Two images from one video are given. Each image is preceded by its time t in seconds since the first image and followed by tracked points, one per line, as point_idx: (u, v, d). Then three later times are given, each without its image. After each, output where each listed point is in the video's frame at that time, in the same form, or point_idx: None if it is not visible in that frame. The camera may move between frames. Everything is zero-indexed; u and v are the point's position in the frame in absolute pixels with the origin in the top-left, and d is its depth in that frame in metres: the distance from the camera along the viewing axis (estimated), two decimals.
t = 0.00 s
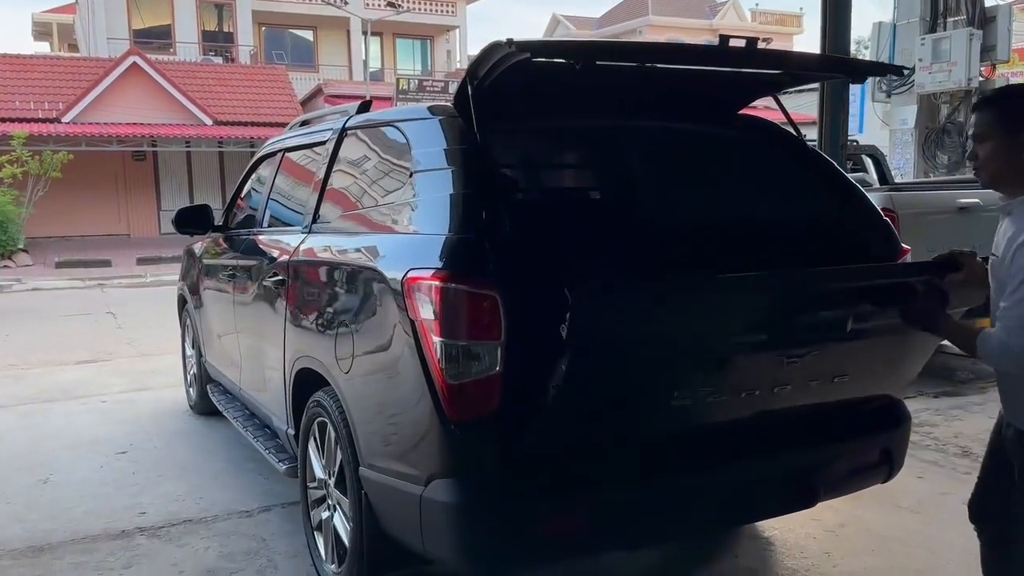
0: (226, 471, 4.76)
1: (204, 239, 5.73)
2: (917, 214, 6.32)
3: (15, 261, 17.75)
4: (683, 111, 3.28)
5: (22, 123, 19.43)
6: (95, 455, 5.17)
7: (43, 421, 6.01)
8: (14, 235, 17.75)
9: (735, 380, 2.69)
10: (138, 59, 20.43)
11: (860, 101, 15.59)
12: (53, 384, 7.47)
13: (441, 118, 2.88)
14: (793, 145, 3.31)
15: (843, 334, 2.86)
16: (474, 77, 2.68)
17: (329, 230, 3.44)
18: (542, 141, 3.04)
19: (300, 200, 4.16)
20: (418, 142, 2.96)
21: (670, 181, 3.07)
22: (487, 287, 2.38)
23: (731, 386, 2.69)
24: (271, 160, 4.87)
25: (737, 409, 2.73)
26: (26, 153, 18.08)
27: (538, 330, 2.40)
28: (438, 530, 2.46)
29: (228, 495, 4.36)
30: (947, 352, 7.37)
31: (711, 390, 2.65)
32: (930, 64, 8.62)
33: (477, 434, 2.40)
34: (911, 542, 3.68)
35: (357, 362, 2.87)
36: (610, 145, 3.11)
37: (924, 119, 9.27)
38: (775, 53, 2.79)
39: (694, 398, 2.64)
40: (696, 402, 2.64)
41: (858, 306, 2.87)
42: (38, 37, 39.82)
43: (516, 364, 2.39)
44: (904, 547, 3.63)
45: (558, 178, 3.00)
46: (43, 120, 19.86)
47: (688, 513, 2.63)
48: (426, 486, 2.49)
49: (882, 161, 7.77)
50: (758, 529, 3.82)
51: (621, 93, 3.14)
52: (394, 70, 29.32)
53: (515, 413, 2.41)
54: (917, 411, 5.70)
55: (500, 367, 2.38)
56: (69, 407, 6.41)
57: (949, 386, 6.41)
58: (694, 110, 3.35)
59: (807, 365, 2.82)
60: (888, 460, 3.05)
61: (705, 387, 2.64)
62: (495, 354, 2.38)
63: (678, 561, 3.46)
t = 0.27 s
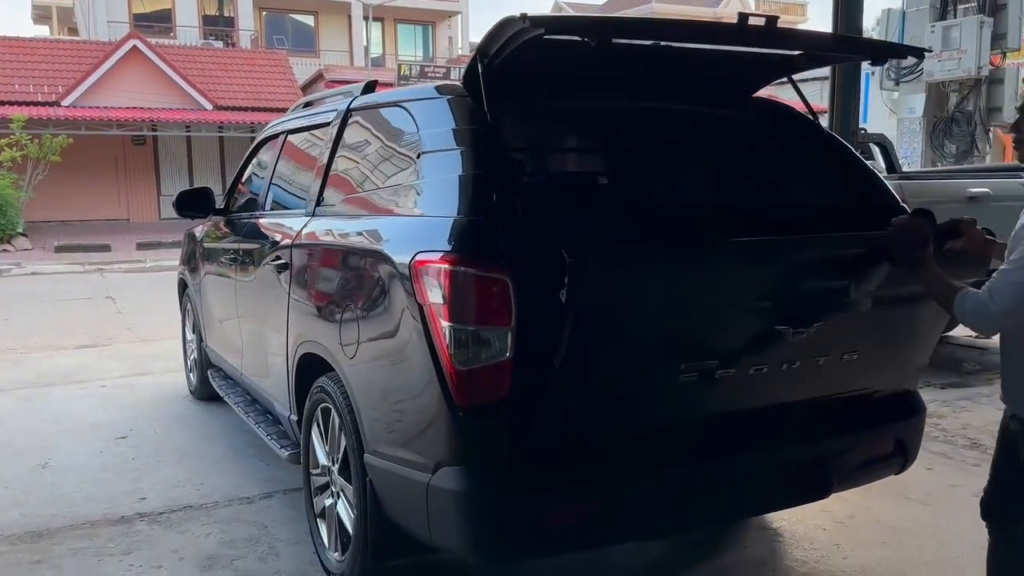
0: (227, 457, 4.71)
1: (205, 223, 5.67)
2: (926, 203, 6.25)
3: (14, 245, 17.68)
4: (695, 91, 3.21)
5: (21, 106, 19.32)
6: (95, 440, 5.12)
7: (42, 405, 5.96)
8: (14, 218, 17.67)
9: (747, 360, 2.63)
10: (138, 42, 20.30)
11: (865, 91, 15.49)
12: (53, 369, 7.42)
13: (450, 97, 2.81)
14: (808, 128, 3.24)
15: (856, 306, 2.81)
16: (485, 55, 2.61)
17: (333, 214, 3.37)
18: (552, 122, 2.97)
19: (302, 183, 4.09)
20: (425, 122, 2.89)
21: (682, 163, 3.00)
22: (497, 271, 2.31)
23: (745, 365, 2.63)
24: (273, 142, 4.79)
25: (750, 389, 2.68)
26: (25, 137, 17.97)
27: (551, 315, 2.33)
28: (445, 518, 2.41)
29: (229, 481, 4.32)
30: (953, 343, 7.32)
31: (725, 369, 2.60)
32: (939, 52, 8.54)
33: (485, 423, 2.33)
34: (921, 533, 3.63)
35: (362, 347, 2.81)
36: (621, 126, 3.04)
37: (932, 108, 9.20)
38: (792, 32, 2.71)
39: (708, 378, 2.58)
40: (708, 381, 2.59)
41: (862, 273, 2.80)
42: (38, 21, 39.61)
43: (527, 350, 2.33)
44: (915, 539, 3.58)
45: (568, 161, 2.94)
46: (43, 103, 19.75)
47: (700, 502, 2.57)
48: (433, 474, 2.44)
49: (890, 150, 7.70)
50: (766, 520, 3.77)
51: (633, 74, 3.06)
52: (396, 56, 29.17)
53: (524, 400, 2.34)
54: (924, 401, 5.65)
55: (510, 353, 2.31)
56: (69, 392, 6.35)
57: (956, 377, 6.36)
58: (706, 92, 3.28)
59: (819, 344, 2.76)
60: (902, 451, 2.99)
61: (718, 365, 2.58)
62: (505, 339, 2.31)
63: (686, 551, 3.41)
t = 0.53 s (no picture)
0: (227, 446, 4.63)
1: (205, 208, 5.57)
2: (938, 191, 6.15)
3: (13, 230, 17.56)
4: (712, 73, 3.11)
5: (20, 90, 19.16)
6: (94, 428, 5.03)
7: (40, 393, 5.87)
8: (13, 203, 17.55)
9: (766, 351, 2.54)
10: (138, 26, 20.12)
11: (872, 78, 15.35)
12: (51, 355, 7.33)
13: (459, 77, 2.70)
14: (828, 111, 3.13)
15: (878, 293, 2.68)
16: (496, 33, 2.49)
17: (337, 199, 3.27)
18: (565, 104, 2.86)
19: (304, 167, 3.98)
20: (433, 103, 2.78)
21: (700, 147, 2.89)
22: (511, 258, 2.21)
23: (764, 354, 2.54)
24: (274, 126, 4.69)
25: (769, 380, 2.59)
26: (24, 121, 17.83)
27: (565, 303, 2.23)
28: (455, 514, 2.32)
29: (229, 471, 4.23)
30: (963, 334, 7.23)
31: (745, 360, 2.52)
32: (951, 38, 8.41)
33: (497, 416, 2.23)
34: (937, 529, 3.54)
35: (368, 336, 2.71)
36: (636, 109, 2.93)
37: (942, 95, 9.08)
38: (816, 11, 2.60)
39: (727, 368, 2.49)
40: (726, 371, 2.50)
41: (884, 256, 2.66)
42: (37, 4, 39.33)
43: (541, 341, 2.23)
44: (931, 535, 3.50)
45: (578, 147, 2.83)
46: (42, 87, 19.60)
47: (716, 500, 2.48)
48: (442, 469, 2.35)
49: (900, 137, 7.59)
50: (779, 515, 3.68)
51: (648, 56, 2.95)
52: (397, 41, 28.97)
53: (538, 393, 2.25)
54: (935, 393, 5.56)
55: (523, 345, 2.22)
56: (67, 379, 6.27)
57: (966, 368, 6.27)
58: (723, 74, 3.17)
59: (840, 334, 2.66)
60: (923, 446, 2.90)
61: (736, 355, 2.50)
62: (518, 329, 2.22)
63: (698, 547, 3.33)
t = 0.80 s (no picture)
0: (229, 437, 4.55)
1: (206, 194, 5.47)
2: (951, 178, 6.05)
3: (13, 217, 17.44)
4: (729, 56, 3.00)
5: (18, 75, 19.01)
6: (93, 418, 4.95)
7: (40, 382, 5.80)
8: (12, 189, 17.44)
9: (788, 343, 2.45)
10: (137, 10, 19.95)
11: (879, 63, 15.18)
12: (51, 344, 7.25)
13: (468, 59, 2.59)
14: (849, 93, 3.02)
15: (904, 284, 2.58)
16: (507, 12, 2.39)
17: (341, 185, 3.17)
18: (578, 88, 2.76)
19: (306, 153, 3.88)
20: (440, 86, 2.68)
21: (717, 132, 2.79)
22: (525, 248, 2.12)
23: (785, 347, 2.45)
24: (275, 111, 4.58)
25: (790, 374, 2.50)
26: (23, 106, 17.68)
27: (582, 296, 2.15)
28: (466, 512, 2.23)
29: (231, 464, 4.15)
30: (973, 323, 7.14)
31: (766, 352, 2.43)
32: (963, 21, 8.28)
33: (510, 413, 2.15)
34: (956, 524, 3.47)
35: (374, 328, 2.62)
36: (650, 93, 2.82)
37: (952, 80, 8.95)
38: None
39: (747, 361, 2.40)
40: (746, 364, 2.41)
41: (911, 247, 2.58)
42: None
43: (557, 334, 2.14)
44: (950, 530, 3.42)
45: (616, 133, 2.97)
46: (40, 72, 19.44)
47: (736, 497, 2.40)
48: (452, 466, 2.26)
49: (911, 123, 7.48)
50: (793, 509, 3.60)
51: (664, 37, 2.85)
52: (398, 26, 28.77)
53: (552, 388, 2.16)
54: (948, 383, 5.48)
55: (537, 338, 2.13)
56: (66, 368, 6.19)
57: (978, 358, 6.19)
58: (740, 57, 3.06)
59: (864, 325, 2.56)
60: (946, 442, 2.81)
61: (757, 347, 2.41)
62: (531, 322, 2.13)
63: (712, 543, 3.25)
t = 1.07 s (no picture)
0: (231, 428, 4.49)
1: (206, 181, 5.39)
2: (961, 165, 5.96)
3: (11, 204, 17.34)
4: (745, 38, 2.92)
5: (15, 61, 18.86)
6: (94, 409, 4.89)
7: (39, 371, 5.73)
8: (10, 176, 17.32)
9: (808, 334, 2.38)
10: None
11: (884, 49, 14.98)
12: (50, 333, 7.19)
13: (478, 40, 2.51)
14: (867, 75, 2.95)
15: (927, 272, 2.51)
16: None
17: (345, 172, 3.09)
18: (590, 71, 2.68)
19: (309, 139, 3.80)
20: (448, 69, 2.59)
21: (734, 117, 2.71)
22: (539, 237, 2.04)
23: (806, 337, 2.38)
24: (276, 96, 4.49)
25: (810, 365, 2.43)
26: (20, 92, 17.54)
27: (598, 286, 2.08)
28: (478, 508, 2.17)
29: (234, 455, 4.09)
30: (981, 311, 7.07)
31: (786, 343, 2.36)
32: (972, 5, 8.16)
33: (525, 407, 2.08)
34: (972, 517, 3.41)
35: (381, 319, 2.55)
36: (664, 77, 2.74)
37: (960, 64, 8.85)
38: None
39: (767, 353, 2.34)
40: (766, 356, 2.34)
41: (934, 235, 2.50)
42: None
43: (572, 325, 2.07)
44: (967, 524, 3.36)
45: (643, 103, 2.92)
46: (38, 58, 19.29)
47: (754, 493, 2.33)
48: (464, 462, 2.19)
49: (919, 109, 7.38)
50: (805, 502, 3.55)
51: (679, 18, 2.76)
52: (398, 12, 28.55)
53: (568, 381, 2.09)
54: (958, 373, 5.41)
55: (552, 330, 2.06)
56: (66, 357, 6.13)
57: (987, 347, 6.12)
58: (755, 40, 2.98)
59: (886, 315, 2.49)
60: (967, 436, 2.74)
61: (777, 338, 2.34)
62: (546, 314, 2.05)
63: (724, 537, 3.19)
